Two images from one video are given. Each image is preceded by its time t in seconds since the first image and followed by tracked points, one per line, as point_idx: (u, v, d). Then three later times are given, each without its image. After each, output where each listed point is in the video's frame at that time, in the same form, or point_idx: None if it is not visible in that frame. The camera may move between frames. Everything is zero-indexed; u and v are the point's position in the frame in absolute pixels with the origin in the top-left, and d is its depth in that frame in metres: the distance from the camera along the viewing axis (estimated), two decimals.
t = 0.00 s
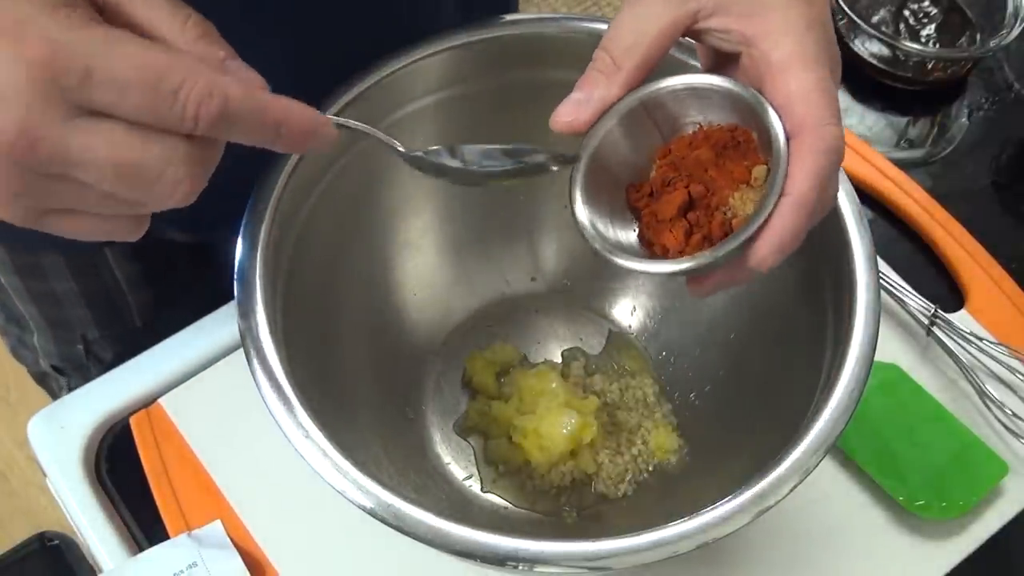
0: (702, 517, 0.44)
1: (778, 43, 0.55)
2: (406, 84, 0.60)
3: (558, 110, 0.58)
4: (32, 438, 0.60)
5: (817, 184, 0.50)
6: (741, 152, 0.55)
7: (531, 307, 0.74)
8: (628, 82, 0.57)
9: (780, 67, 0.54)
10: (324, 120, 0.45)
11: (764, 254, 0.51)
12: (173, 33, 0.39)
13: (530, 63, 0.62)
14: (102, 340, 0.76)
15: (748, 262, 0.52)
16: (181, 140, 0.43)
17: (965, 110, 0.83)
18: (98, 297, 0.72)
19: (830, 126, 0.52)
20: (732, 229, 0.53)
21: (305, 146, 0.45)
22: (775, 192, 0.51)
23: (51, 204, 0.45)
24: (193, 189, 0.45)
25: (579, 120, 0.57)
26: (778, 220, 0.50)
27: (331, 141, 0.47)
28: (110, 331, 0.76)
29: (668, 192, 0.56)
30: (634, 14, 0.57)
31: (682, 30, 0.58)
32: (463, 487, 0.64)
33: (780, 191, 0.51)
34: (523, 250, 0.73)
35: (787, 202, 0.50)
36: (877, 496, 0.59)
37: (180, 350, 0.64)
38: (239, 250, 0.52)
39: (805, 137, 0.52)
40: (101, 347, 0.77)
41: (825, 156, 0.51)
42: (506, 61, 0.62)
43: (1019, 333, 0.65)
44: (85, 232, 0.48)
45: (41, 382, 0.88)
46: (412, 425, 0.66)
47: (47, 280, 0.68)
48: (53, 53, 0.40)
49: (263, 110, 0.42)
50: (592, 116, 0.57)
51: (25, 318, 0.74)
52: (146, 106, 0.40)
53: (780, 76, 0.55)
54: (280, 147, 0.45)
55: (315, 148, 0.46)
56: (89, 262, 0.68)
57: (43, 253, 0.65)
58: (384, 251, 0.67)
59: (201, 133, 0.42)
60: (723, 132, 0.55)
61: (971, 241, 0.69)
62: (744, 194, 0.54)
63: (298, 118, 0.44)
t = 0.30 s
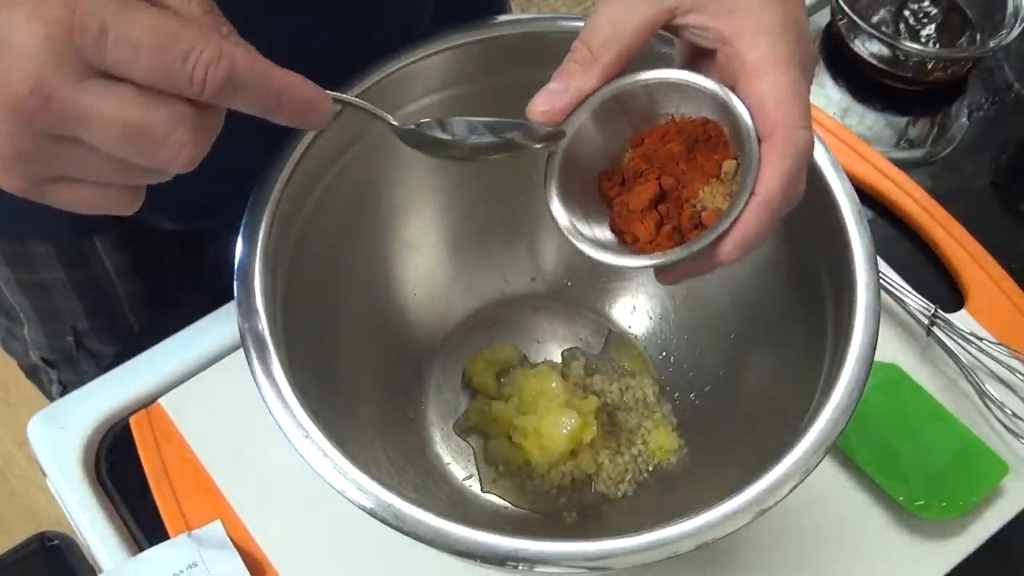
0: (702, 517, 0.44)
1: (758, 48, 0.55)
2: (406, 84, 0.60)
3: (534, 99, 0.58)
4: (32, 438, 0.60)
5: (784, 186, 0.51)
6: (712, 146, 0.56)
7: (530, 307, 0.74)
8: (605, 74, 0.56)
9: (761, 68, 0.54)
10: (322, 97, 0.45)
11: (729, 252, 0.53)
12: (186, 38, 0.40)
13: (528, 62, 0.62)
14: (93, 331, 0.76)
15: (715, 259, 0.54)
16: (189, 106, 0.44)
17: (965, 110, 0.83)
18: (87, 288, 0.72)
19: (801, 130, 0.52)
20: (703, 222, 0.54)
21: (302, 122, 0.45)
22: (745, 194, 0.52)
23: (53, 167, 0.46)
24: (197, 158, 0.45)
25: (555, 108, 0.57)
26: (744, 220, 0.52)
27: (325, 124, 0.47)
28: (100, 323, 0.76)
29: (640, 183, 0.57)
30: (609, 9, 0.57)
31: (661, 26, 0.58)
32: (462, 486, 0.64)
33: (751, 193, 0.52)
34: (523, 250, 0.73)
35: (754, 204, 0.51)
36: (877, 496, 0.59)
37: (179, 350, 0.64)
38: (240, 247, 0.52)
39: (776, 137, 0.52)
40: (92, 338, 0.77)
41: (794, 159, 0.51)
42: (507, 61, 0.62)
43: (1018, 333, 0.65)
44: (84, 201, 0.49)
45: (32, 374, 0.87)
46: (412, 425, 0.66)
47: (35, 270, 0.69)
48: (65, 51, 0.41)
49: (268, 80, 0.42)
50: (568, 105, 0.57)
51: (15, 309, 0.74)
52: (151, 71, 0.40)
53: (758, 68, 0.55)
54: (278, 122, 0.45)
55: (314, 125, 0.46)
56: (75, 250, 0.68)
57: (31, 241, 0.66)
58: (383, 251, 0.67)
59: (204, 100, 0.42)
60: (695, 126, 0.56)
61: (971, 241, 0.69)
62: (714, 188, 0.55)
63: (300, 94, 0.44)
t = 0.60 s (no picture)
0: (702, 517, 0.44)
1: (745, 52, 0.54)
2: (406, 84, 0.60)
3: (525, 97, 0.58)
4: (32, 438, 0.60)
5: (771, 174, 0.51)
6: (703, 141, 0.56)
7: (530, 307, 0.74)
8: (594, 71, 0.57)
9: (748, 61, 0.54)
10: (279, 67, 0.43)
11: (717, 242, 0.52)
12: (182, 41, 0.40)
13: (527, 61, 0.62)
14: (85, 330, 0.76)
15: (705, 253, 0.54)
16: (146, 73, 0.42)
17: (965, 110, 0.83)
18: (78, 286, 0.71)
19: (788, 118, 0.52)
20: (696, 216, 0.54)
21: (258, 92, 0.44)
22: (732, 182, 0.52)
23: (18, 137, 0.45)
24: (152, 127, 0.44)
25: (544, 107, 0.57)
26: (732, 209, 0.52)
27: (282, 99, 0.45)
28: (92, 321, 0.75)
29: (632, 180, 0.57)
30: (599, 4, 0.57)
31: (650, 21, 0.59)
32: (462, 487, 0.64)
33: (738, 181, 0.52)
34: (523, 250, 0.73)
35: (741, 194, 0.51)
36: (877, 496, 0.59)
37: (179, 350, 0.64)
38: (239, 247, 0.52)
39: (763, 126, 0.52)
40: (84, 336, 0.76)
41: (781, 148, 0.51)
42: (509, 60, 0.62)
43: (1019, 333, 0.65)
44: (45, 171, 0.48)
45: (25, 372, 0.87)
46: (412, 425, 0.66)
47: (28, 267, 0.69)
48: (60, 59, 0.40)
49: (218, 47, 0.41)
50: (558, 103, 0.57)
51: (6, 307, 0.73)
52: (102, 34, 0.39)
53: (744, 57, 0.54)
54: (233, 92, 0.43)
55: (271, 96, 0.44)
56: (68, 247, 0.68)
57: (23, 239, 0.66)
58: (383, 251, 0.67)
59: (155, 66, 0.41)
60: (686, 121, 0.56)
61: (971, 241, 0.69)
62: (706, 182, 0.55)
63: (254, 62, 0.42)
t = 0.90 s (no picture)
0: (702, 518, 0.44)
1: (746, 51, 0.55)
2: (406, 83, 0.60)
3: (535, 93, 0.58)
4: (32, 438, 0.60)
5: (775, 142, 0.49)
6: (714, 128, 0.54)
7: (531, 307, 0.74)
8: (603, 64, 0.57)
9: (754, 38, 0.54)
10: (254, 93, 0.43)
11: (720, 213, 0.50)
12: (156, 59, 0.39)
13: (527, 62, 0.62)
14: (82, 326, 0.75)
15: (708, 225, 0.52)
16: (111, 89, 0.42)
17: (965, 110, 0.83)
18: (76, 283, 0.71)
19: (795, 90, 0.51)
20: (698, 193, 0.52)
21: (234, 118, 0.43)
22: (735, 151, 0.50)
23: None
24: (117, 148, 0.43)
25: (554, 103, 0.57)
26: (734, 177, 0.50)
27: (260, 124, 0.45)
28: (90, 318, 0.75)
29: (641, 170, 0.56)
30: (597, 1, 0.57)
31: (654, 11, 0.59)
32: (462, 486, 0.64)
33: (741, 150, 0.50)
34: (523, 250, 0.73)
35: (745, 161, 0.49)
36: (877, 496, 0.59)
37: (179, 350, 0.64)
38: (239, 247, 0.52)
39: (769, 98, 0.51)
40: (81, 334, 0.76)
41: (787, 117, 0.50)
42: (510, 61, 0.62)
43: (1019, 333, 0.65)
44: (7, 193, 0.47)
45: (21, 369, 0.87)
46: (412, 425, 0.66)
47: (25, 264, 0.68)
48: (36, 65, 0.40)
49: (192, 69, 0.40)
50: (568, 98, 0.58)
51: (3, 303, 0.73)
52: (69, 45, 0.38)
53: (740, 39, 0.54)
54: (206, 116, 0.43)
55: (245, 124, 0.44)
56: (65, 243, 0.68)
57: (20, 235, 0.66)
58: (383, 252, 0.67)
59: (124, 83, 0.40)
60: (697, 111, 0.55)
61: (971, 240, 0.69)
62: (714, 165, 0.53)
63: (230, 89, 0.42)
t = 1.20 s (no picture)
0: (702, 518, 0.44)
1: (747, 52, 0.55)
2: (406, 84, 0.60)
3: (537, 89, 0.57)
4: (32, 438, 0.60)
5: (780, 117, 0.49)
6: (717, 112, 0.54)
7: (531, 307, 0.74)
8: (604, 54, 0.57)
9: (754, 18, 0.53)
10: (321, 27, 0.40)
11: (724, 189, 0.49)
12: None
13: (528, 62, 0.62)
14: (84, 325, 0.76)
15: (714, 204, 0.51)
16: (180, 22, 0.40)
17: (965, 110, 0.83)
18: (78, 281, 0.71)
19: (797, 64, 0.51)
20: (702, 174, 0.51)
21: (298, 57, 0.40)
22: (739, 129, 0.50)
23: None
24: (181, 87, 0.40)
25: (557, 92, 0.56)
26: (739, 153, 0.49)
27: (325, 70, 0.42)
28: (92, 316, 0.75)
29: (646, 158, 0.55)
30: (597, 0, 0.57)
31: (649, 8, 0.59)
32: (462, 486, 0.64)
33: (745, 128, 0.50)
34: (523, 251, 0.73)
35: (750, 135, 0.49)
36: (877, 496, 0.59)
37: (179, 350, 0.64)
38: (239, 248, 0.52)
39: (772, 75, 0.51)
40: (84, 332, 0.76)
41: (791, 89, 0.50)
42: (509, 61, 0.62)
43: (1018, 333, 0.65)
44: (51, 154, 0.44)
45: (24, 370, 0.87)
46: (412, 425, 0.66)
47: (27, 262, 0.68)
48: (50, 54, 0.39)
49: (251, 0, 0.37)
50: (570, 88, 0.57)
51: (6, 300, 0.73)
52: None
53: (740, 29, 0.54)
54: (268, 53, 0.40)
55: (313, 65, 0.41)
56: (68, 242, 0.68)
57: (23, 234, 0.66)
58: (383, 252, 0.67)
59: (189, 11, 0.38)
60: (700, 97, 0.55)
61: (971, 240, 0.69)
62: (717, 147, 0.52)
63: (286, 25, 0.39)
